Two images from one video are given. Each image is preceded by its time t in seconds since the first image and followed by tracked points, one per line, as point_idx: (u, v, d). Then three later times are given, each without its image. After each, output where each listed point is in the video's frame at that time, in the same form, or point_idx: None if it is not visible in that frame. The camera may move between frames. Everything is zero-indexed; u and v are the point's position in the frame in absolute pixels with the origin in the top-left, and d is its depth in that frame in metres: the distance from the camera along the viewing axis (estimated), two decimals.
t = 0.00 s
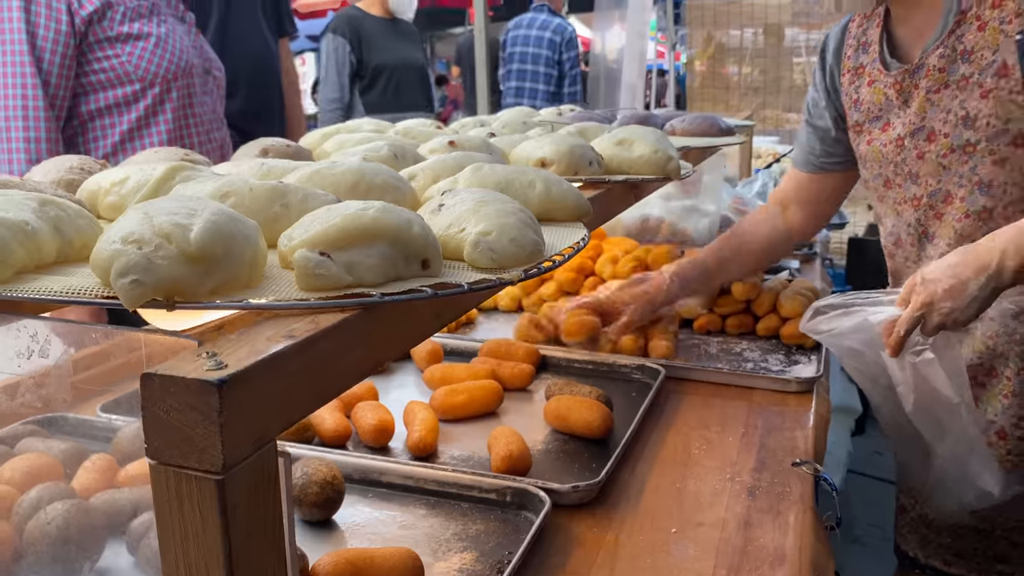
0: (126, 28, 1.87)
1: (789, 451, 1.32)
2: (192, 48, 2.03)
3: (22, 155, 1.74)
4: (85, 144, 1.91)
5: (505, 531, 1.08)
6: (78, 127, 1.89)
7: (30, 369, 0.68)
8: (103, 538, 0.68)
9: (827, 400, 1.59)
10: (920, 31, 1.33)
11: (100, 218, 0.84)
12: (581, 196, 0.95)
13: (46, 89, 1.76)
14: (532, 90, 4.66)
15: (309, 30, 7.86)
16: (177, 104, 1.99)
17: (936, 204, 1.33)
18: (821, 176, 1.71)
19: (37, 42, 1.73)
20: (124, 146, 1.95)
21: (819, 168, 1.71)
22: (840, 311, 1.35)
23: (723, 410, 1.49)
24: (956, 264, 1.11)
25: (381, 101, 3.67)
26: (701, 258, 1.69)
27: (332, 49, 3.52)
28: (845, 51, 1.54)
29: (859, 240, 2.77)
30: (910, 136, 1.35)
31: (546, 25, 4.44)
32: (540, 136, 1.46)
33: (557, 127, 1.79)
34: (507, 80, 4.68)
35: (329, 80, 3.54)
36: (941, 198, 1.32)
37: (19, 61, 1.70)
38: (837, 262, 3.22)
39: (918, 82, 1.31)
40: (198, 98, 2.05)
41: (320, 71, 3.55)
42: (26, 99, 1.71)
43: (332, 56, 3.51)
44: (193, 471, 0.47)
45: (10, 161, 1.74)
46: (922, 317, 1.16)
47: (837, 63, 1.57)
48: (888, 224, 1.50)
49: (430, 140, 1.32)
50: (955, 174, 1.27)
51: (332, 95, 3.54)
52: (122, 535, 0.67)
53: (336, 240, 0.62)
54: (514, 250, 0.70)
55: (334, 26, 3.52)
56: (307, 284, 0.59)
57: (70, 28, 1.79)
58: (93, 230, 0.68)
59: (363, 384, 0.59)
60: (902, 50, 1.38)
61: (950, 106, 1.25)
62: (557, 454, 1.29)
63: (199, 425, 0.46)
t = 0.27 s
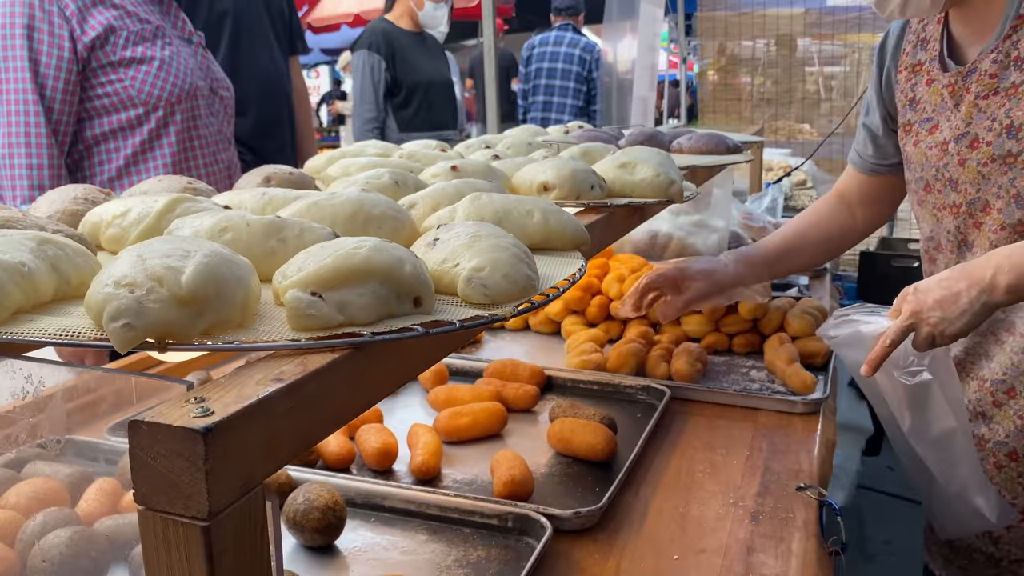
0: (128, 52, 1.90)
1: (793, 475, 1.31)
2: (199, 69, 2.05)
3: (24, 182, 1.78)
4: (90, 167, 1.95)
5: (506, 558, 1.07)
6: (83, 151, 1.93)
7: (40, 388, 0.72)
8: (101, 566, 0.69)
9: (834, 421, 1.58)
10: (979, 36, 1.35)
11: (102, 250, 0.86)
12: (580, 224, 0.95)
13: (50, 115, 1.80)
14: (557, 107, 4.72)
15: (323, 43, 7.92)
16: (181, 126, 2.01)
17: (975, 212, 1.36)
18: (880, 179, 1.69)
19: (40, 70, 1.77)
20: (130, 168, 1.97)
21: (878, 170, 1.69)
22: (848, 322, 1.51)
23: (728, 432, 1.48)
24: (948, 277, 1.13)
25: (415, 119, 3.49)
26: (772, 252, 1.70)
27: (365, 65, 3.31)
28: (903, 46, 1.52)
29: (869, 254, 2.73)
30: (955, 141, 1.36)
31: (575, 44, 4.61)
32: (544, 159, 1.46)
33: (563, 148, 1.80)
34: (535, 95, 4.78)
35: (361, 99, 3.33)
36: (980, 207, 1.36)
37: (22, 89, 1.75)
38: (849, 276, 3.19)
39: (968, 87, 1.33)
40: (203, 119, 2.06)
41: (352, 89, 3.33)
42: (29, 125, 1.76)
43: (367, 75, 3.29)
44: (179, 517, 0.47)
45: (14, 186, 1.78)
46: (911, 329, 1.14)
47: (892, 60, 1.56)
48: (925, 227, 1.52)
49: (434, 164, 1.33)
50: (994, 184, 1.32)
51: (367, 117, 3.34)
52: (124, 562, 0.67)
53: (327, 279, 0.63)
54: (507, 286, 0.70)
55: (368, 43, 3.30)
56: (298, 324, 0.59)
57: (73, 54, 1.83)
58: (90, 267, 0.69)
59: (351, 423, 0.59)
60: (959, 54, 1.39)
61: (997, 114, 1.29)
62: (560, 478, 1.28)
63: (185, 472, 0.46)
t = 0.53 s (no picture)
0: (142, 68, 1.93)
1: (803, 489, 1.31)
2: (211, 82, 2.08)
3: (40, 198, 1.82)
4: (106, 181, 1.98)
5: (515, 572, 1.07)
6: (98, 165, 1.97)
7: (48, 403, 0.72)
8: None
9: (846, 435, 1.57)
10: (996, 47, 1.33)
11: (117, 267, 0.87)
12: (589, 241, 0.95)
13: (65, 132, 1.84)
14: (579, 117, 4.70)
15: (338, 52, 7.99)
16: (195, 139, 2.03)
17: (987, 224, 1.34)
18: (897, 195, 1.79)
19: (55, 87, 1.81)
20: (143, 182, 2.00)
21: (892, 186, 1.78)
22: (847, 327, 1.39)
23: (739, 446, 1.48)
24: (960, 283, 1.14)
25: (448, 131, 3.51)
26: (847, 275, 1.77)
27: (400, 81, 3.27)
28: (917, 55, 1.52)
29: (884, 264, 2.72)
30: (970, 151, 1.33)
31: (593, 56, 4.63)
32: (555, 173, 1.47)
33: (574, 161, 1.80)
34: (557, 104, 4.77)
35: (396, 115, 3.30)
36: (992, 219, 1.33)
37: (38, 107, 1.79)
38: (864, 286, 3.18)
39: (985, 97, 1.30)
40: (216, 132, 2.08)
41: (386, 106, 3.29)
42: (44, 141, 1.80)
43: (401, 90, 3.25)
44: (189, 538, 0.48)
45: (30, 202, 1.82)
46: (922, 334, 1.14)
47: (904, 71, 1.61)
48: (934, 237, 1.50)
49: (446, 179, 1.35)
50: (1010, 196, 1.29)
51: (403, 132, 3.32)
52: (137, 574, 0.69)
53: (336, 300, 0.64)
54: (514, 306, 0.71)
55: (399, 57, 3.25)
56: (307, 345, 0.61)
57: (87, 71, 1.87)
58: (105, 286, 0.70)
59: (359, 443, 0.60)
60: (975, 64, 1.37)
61: (1015, 126, 1.26)
62: (570, 491, 1.28)
63: (194, 494, 0.47)
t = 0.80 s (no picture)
0: (157, 78, 1.95)
1: (816, 498, 1.30)
2: (226, 90, 2.09)
3: (56, 208, 1.85)
4: (120, 190, 2.01)
5: None
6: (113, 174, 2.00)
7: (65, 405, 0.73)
8: None
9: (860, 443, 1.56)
10: (989, 47, 1.34)
11: (132, 271, 0.88)
12: (601, 247, 0.95)
13: (81, 142, 1.87)
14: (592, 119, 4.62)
15: (352, 58, 8.04)
16: (209, 149, 2.05)
17: (983, 220, 1.34)
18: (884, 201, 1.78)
19: (71, 98, 1.84)
20: (157, 191, 2.02)
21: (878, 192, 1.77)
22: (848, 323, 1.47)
23: (751, 454, 1.47)
24: (956, 275, 1.12)
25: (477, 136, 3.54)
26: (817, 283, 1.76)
27: (426, 85, 3.26)
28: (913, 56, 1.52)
29: (898, 270, 2.70)
30: (965, 148, 1.34)
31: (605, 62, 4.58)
32: (568, 179, 1.48)
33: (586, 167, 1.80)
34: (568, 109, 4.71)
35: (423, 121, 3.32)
36: (988, 214, 1.34)
37: (53, 117, 1.81)
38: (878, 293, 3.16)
39: (982, 94, 1.32)
40: (229, 140, 2.10)
41: (413, 112, 3.29)
42: (60, 152, 1.82)
43: (428, 96, 3.26)
44: (202, 542, 0.48)
45: (46, 210, 1.85)
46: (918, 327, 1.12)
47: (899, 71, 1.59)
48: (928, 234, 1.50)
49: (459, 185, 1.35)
50: (1005, 191, 1.30)
51: (431, 138, 3.34)
52: None
53: (349, 306, 0.64)
54: (526, 312, 0.71)
55: (426, 63, 3.26)
56: (320, 350, 0.61)
57: (103, 83, 1.89)
58: (120, 291, 0.70)
59: (372, 449, 0.60)
60: (970, 64, 1.38)
61: (1011, 121, 1.27)
62: (581, 498, 1.28)
63: (209, 498, 0.47)
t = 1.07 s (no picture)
0: (171, 88, 1.96)
1: (826, 503, 1.29)
2: (238, 98, 2.11)
3: (71, 216, 1.88)
4: (133, 199, 2.03)
5: None
6: (127, 182, 2.01)
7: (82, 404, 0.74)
8: None
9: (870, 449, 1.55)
10: (984, 44, 1.32)
11: (148, 274, 0.89)
12: (613, 251, 0.96)
13: (96, 152, 1.89)
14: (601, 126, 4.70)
15: (361, 62, 8.06)
16: (221, 158, 2.07)
17: (974, 212, 1.33)
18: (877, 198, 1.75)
19: (87, 109, 1.86)
20: (170, 199, 2.04)
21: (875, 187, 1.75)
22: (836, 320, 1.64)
23: (761, 458, 1.47)
24: (941, 263, 1.06)
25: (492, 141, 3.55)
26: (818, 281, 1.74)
27: (446, 90, 3.25)
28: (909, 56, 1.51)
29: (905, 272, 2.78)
30: (958, 141, 1.33)
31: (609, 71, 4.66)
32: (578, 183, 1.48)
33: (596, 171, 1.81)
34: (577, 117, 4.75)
35: (442, 126, 3.32)
36: (979, 206, 1.32)
37: (70, 127, 1.84)
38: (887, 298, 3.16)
39: (975, 88, 1.30)
40: (241, 149, 2.12)
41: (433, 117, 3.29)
42: (76, 162, 1.85)
43: (446, 101, 3.26)
44: (221, 541, 0.49)
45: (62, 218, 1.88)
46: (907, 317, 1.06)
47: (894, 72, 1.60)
48: (919, 229, 1.48)
49: (470, 189, 1.36)
50: (996, 182, 1.28)
51: (451, 143, 3.35)
52: None
53: (364, 308, 0.64)
54: (539, 315, 0.71)
55: (444, 67, 3.26)
56: (336, 352, 0.61)
57: (119, 93, 1.91)
58: (137, 293, 0.71)
59: (386, 450, 0.61)
60: (963, 60, 1.37)
61: (1003, 114, 1.26)
62: (591, 501, 1.28)
63: (227, 497, 0.48)
